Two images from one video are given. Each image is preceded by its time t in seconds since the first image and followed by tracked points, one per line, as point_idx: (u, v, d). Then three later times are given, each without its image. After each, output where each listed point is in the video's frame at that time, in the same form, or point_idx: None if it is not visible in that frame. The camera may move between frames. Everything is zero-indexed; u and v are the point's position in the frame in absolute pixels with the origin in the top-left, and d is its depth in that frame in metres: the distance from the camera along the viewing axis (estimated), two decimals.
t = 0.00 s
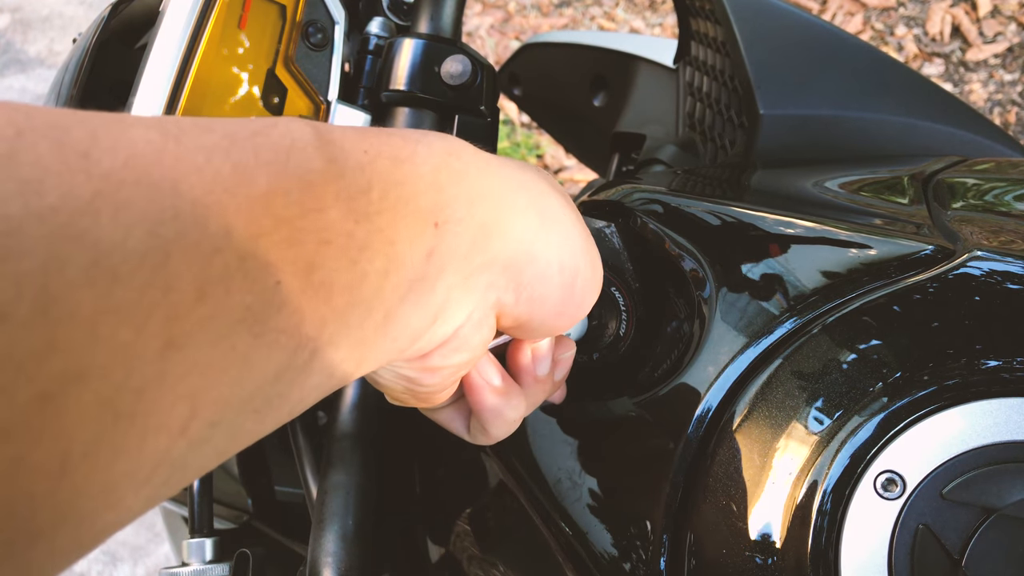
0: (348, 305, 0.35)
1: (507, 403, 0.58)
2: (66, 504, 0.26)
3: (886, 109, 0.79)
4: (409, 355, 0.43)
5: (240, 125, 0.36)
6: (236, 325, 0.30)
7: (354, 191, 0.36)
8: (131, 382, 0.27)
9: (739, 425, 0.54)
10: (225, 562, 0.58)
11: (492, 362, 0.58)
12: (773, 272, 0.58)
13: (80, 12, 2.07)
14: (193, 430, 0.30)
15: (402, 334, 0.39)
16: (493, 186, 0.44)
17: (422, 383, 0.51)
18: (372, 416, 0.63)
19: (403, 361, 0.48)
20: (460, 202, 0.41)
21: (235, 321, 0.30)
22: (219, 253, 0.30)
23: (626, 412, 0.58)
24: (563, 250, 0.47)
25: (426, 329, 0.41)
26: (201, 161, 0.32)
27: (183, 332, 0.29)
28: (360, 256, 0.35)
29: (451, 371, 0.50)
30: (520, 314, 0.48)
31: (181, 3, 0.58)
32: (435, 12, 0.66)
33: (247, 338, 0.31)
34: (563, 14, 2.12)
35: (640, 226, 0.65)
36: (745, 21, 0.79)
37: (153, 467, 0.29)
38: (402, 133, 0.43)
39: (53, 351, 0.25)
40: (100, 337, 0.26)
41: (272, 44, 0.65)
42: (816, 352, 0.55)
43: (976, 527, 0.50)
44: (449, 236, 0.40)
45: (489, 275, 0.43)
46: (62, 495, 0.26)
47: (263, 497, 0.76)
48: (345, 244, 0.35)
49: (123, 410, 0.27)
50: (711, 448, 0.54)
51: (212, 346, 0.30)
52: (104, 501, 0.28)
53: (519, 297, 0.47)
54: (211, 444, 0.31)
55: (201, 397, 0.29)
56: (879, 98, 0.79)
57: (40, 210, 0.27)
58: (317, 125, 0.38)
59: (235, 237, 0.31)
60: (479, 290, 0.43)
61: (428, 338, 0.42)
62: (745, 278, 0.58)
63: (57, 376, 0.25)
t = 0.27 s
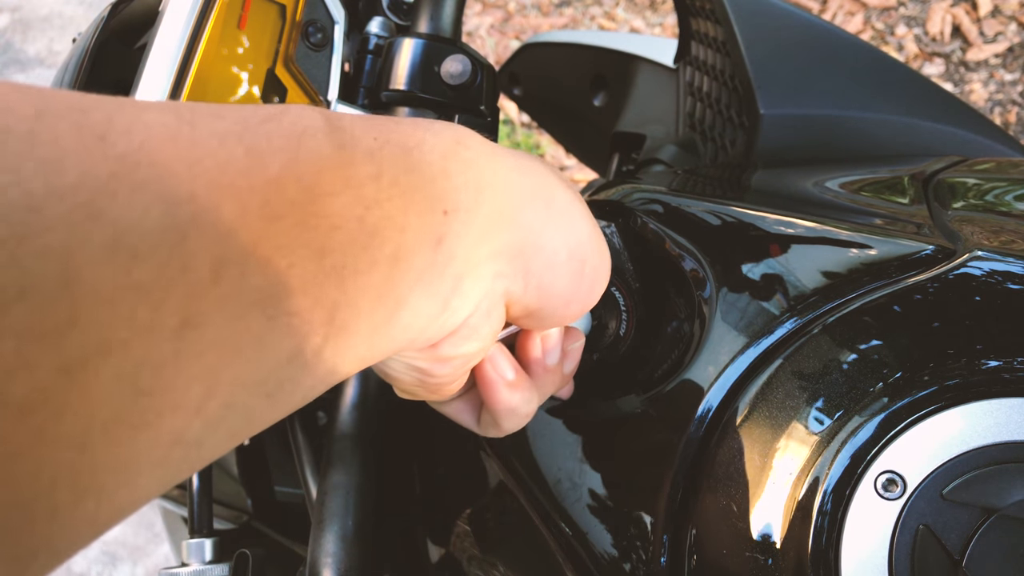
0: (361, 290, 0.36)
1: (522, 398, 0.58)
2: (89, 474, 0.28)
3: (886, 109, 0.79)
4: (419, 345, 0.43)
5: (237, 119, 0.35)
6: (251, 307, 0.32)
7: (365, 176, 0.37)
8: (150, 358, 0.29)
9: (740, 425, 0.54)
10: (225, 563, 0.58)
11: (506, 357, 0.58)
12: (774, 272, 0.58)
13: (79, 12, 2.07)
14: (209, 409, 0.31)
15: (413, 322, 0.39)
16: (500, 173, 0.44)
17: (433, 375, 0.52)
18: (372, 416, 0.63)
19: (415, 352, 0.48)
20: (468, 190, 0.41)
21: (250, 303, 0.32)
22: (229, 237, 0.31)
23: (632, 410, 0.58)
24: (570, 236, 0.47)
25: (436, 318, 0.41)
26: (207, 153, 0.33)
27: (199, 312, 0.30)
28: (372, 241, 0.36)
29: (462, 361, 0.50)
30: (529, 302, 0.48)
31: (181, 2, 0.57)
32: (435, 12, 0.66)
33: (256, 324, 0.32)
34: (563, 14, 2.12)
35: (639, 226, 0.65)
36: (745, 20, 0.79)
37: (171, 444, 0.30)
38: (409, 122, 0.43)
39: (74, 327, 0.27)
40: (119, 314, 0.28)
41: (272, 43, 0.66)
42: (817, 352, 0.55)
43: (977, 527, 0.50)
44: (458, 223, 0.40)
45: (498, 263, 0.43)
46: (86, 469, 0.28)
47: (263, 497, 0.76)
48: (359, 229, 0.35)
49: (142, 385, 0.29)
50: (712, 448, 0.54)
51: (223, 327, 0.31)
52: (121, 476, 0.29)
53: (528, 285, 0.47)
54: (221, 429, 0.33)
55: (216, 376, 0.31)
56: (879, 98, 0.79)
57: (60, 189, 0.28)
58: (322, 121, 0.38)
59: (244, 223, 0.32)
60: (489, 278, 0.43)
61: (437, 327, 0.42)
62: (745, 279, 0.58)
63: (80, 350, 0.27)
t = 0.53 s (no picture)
0: (390, 285, 0.36)
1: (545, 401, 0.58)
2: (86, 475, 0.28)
3: (887, 109, 0.79)
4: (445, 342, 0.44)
5: (273, 116, 0.36)
6: (283, 302, 0.32)
7: (396, 174, 0.38)
8: (195, 350, 0.30)
9: (740, 426, 0.54)
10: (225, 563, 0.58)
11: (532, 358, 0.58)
12: (774, 272, 0.58)
13: (79, 12, 2.07)
14: (248, 402, 0.33)
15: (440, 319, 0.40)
16: (529, 174, 0.44)
17: (455, 372, 0.52)
18: (371, 417, 0.63)
19: (440, 349, 0.49)
20: (494, 190, 0.42)
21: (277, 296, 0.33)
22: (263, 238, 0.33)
23: (638, 408, 0.57)
24: (594, 239, 0.47)
25: (462, 315, 0.42)
26: (227, 153, 0.33)
27: (241, 306, 0.31)
28: (402, 239, 0.36)
29: (487, 358, 0.51)
30: (552, 302, 0.49)
31: (180, 2, 0.57)
32: (435, 13, 0.66)
33: (275, 319, 0.33)
34: (563, 14, 2.12)
35: (640, 226, 0.65)
36: (745, 20, 0.79)
37: (213, 432, 0.32)
38: (442, 122, 0.43)
39: (96, 317, 0.28)
40: (140, 305, 0.29)
41: (272, 43, 0.66)
42: (818, 352, 0.54)
43: (977, 527, 0.50)
44: (486, 222, 0.40)
45: (522, 262, 0.44)
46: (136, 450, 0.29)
47: (263, 497, 0.76)
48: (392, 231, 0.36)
49: (185, 375, 0.30)
50: (712, 448, 0.54)
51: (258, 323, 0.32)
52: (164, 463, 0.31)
53: (552, 285, 0.47)
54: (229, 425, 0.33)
55: (255, 367, 0.32)
56: (880, 98, 0.79)
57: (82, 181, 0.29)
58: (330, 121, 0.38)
59: (256, 219, 0.32)
60: (513, 277, 0.44)
61: (463, 324, 0.43)
62: (745, 278, 0.58)
63: (129, 341, 0.28)
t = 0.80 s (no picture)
0: (383, 281, 0.36)
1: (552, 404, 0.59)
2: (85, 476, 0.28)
3: (887, 109, 0.79)
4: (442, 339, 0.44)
5: (258, 112, 0.36)
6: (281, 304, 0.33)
7: (385, 169, 0.38)
8: (173, 347, 0.30)
9: (740, 425, 0.54)
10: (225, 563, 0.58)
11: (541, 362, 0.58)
12: (774, 272, 0.58)
13: (79, 12, 2.07)
14: (234, 400, 0.33)
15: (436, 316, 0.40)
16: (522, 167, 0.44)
17: (457, 372, 0.52)
18: (371, 417, 0.63)
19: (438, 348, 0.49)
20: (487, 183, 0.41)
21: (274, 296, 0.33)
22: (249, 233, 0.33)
23: (637, 408, 0.57)
24: (589, 230, 0.47)
25: (458, 311, 0.42)
26: (227, 154, 0.33)
27: (222, 303, 0.32)
28: (392, 235, 0.36)
29: (485, 357, 0.51)
30: (549, 298, 0.49)
31: (181, 2, 0.57)
32: (436, 12, 0.66)
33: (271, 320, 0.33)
34: (563, 14, 2.12)
35: (640, 226, 0.65)
36: (745, 20, 0.79)
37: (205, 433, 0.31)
38: (433, 117, 0.43)
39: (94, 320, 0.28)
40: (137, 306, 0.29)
41: (272, 42, 0.66)
42: (818, 352, 0.54)
43: (977, 527, 0.50)
44: (478, 217, 0.40)
45: (517, 258, 0.44)
46: (122, 443, 0.30)
47: (264, 497, 0.76)
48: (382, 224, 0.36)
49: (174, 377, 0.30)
50: (712, 448, 0.54)
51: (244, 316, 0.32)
52: (149, 461, 0.31)
53: (548, 280, 0.47)
54: (227, 424, 0.33)
55: (241, 366, 0.32)
56: (880, 98, 0.79)
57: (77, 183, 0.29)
58: (325, 119, 0.38)
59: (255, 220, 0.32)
60: (508, 273, 0.44)
61: (460, 321, 0.43)
62: (745, 278, 0.58)
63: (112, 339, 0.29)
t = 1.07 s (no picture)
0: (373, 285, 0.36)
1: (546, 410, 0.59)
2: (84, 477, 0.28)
3: (887, 109, 0.79)
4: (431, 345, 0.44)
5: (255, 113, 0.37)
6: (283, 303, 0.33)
7: (374, 176, 0.38)
8: (159, 357, 0.30)
9: (740, 425, 0.54)
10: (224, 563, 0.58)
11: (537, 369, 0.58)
12: (774, 272, 0.58)
13: (78, 12, 2.07)
14: (224, 404, 0.33)
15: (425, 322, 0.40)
16: (512, 173, 0.44)
17: (448, 376, 0.52)
18: (371, 417, 0.63)
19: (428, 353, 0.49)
20: (478, 190, 0.41)
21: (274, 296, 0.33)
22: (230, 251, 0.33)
23: (635, 409, 0.57)
24: (580, 236, 0.47)
25: (447, 317, 0.42)
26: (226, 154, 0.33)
27: (210, 312, 0.32)
28: (382, 240, 0.37)
29: (476, 362, 0.51)
30: (540, 303, 0.48)
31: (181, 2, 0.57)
32: (436, 12, 0.66)
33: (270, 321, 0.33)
34: (563, 14, 2.12)
35: (640, 225, 0.65)
36: (745, 20, 0.79)
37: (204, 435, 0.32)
38: (423, 123, 0.43)
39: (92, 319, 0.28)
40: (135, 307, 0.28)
41: (272, 42, 0.66)
42: (818, 352, 0.54)
43: (977, 527, 0.50)
44: (467, 223, 0.40)
45: (507, 264, 0.44)
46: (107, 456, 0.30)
47: (265, 497, 0.76)
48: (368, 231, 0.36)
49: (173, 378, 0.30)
50: (712, 448, 0.54)
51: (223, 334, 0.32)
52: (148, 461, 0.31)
53: (539, 285, 0.47)
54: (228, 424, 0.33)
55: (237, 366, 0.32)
56: (880, 98, 0.79)
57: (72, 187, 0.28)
58: (323, 119, 0.38)
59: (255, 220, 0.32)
60: (498, 278, 0.44)
61: (449, 327, 0.43)
62: (745, 278, 0.58)
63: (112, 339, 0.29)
